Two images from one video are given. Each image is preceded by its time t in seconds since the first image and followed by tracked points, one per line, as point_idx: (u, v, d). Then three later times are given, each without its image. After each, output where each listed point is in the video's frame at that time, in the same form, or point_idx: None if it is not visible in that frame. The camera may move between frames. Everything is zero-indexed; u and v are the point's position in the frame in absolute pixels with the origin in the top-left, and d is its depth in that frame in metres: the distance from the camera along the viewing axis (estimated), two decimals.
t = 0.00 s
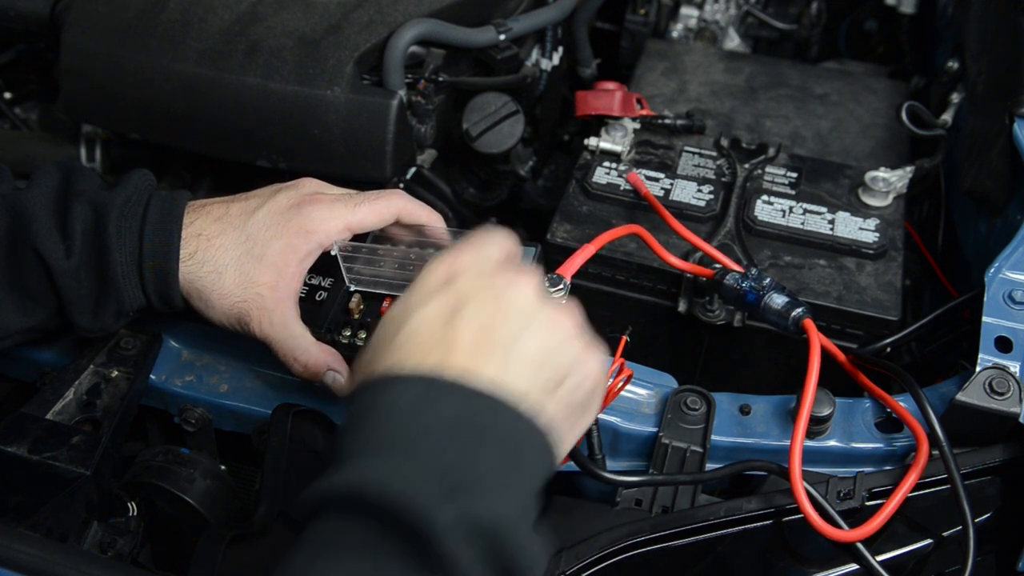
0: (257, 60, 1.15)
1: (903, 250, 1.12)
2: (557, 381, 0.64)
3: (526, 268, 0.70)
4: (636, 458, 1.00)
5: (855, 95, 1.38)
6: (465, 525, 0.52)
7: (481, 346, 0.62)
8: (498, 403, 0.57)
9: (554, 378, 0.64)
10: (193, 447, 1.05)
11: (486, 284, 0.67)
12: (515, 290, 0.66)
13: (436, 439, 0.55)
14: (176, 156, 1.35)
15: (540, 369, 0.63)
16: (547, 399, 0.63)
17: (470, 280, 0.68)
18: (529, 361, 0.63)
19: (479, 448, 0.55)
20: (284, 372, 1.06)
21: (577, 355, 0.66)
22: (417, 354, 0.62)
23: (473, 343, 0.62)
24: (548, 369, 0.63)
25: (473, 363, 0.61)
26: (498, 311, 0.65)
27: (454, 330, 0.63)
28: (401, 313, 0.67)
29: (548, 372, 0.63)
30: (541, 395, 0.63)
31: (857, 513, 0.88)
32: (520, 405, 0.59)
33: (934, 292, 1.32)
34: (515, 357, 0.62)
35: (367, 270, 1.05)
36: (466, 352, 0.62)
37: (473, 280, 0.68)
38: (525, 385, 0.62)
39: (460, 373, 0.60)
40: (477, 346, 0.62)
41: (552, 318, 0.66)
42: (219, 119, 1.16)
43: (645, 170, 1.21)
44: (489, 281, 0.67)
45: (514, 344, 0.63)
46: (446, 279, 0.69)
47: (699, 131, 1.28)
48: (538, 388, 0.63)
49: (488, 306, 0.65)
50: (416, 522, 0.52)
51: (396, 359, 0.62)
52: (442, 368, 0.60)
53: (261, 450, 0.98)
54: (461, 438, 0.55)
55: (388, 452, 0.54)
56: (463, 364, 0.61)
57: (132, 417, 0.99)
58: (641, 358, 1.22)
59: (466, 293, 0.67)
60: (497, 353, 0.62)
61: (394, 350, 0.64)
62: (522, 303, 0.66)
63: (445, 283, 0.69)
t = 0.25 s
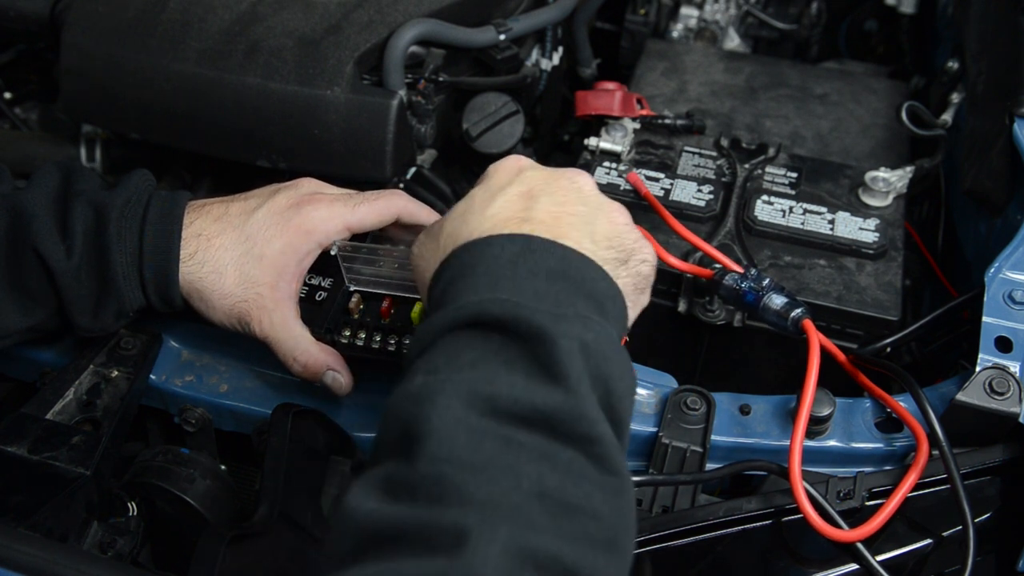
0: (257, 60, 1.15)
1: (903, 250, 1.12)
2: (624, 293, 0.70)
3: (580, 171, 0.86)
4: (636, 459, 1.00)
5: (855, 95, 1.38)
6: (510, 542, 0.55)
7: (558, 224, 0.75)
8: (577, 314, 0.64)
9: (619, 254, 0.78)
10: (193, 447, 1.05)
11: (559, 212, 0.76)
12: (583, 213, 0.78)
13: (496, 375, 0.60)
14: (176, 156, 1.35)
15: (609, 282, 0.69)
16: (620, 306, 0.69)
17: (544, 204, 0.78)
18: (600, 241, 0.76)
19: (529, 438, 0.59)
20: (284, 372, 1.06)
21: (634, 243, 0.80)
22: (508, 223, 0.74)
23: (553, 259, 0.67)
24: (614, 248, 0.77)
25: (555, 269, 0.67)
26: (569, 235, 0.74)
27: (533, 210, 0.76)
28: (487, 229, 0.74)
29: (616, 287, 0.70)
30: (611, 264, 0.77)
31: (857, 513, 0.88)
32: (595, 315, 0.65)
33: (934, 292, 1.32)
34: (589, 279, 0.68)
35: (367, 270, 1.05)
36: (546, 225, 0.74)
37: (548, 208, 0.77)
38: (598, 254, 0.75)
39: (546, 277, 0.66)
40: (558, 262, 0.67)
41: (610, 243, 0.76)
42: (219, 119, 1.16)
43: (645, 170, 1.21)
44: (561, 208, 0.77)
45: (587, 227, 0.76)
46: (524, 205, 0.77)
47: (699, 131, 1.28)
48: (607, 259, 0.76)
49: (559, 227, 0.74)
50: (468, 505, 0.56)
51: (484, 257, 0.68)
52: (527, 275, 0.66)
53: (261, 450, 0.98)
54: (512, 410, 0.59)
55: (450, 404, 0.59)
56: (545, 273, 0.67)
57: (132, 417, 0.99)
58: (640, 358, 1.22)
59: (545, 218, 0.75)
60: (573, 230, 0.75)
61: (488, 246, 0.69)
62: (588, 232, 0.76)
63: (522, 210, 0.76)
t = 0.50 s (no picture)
0: (257, 60, 1.15)
1: (903, 250, 1.12)
2: (558, 418, 0.68)
3: (523, 301, 0.72)
4: (637, 458, 1.00)
5: (855, 95, 1.38)
6: (483, 570, 0.53)
7: (488, 386, 0.64)
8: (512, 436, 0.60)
9: (555, 414, 0.68)
10: (193, 447, 1.04)
11: (492, 314, 0.70)
12: (518, 315, 0.70)
13: (455, 470, 0.57)
14: (175, 156, 1.35)
15: (542, 408, 0.66)
16: (551, 434, 0.67)
17: (471, 310, 0.71)
18: (533, 393, 0.66)
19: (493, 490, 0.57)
20: (284, 372, 1.06)
21: (574, 395, 0.70)
22: (428, 385, 0.64)
23: (478, 382, 0.64)
24: (550, 408, 0.67)
25: (481, 401, 0.63)
26: (502, 347, 0.68)
27: (462, 364, 0.66)
28: (407, 341, 0.69)
29: (549, 413, 0.67)
30: (544, 431, 0.66)
31: (857, 513, 0.88)
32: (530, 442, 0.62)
33: (934, 292, 1.32)
34: (521, 397, 0.65)
35: (368, 270, 1.04)
36: (472, 390, 0.64)
37: (476, 311, 0.71)
38: (529, 419, 0.65)
39: (471, 410, 0.62)
40: (483, 386, 0.64)
41: (553, 354, 0.70)
42: (219, 119, 1.16)
43: (645, 170, 1.21)
44: (490, 307, 0.71)
45: (517, 382, 0.66)
46: (449, 307, 0.72)
47: (699, 131, 1.28)
48: (542, 425, 0.66)
49: (492, 338, 0.68)
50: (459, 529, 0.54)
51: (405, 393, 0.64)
52: (447, 405, 0.62)
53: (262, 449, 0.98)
54: (477, 473, 0.57)
55: (407, 483, 0.56)
56: (472, 402, 0.63)
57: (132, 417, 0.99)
58: (640, 358, 1.22)
59: (472, 323, 0.70)
60: (503, 390, 0.64)
61: (407, 378, 0.65)
62: (524, 335, 0.69)
63: (447, 311, 0.71)
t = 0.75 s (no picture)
0: (257, 60, 1.15)
1: (903, 250, 1.12)
2: (526, 475, 0.73)
3: (494, 354, 0.81)
4: (636, 458, 1.00)
5: (855, 95, 1.38)
6: None
7: (454, 439, 0.71)
8: (473, 497, 0.68)
9: (522, 470, 0.73)
10: (192, 447, 1.04)
11: (463, 371, 0.78)
12: (489, 372, 0.78)
13: (417, 528, 0.64)
14: (176, 156, 1.35)
15: (509, 463, 0.73)
16: (519, 489, 0.73)
17: (443, 366, 0.78)
18: (500, 451, 0.73)
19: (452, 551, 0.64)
20: (284, 372, 1.06)
21: (544, 450, 0.76)
22: (399, 440, 0.71)
23: (446, 437, 0.71)
24: (516, 463, 0.73)
25: (450, 454, 0.70)
26: (471, 403, 0.75)
27: (432, 418, 0.73)
28: (381, 395, 0.76)
29: (518, 468, 0.73)
30: (512, 487, 0.72)
31: (857, 513, 0.88)
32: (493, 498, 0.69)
33: (935, 292, 1.32)
34: (488, 453, 0.72)
35: (367, 270, 1.03)
36: (441, 443, 0.71)
37: (449, 367, 0.78)
38: (495, 477, 0.71)
39: (437, 465, 0.69)
40: (450, 441, 0.71)
41: (522, 412, 0.77)
42: (219, 120, 1.16)
43: (645, 170, 1.21)
44: (463, 364, 0.78)
45: (485, 438, 0.73)
46: (422, 361, 0.79)
47: (699, 131, 1.28)
48: (509, 481, 0.72)
49: (463, 395, 0.75)
50: None
51: (378, 446, 0.71)
52: (414, 463, 0.68)
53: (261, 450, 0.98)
54: (436, 532, 0.64)
55: (370, 539, 0.63)
56: (439, 458, 0.69)
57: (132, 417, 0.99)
58: (640, 358, 1.22)
59: (443, 380, 0.77)
60: (469, 446, 0.71)
61: (380, 432, 0.72)
62: (493, 393, 0.77)
63: (420, 365, 0.79)
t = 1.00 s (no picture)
0: (257, 60, 1.15)
1: (903, 250, 1.12)
2: (501, 477, 0.74)
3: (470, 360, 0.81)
4: (637, 458, 1.00)
5: (855, 95, 1.38)
6: None
7: (430, 442, 0.72)
8: (450, 498, 0.67)
9: (498, 473, 0.74)
10: (192, 447, 1.04)
11: (439, 376, 0.78)
12: (464, 376, 0.79)
13: (393, 532, 0.64)
14: (175, 156, 1.35)
15: (485, 466, 0.73)
16: (495, 491, 0.73)
17: (420, 371, 0.78)
18: (475, 454, 0.73)
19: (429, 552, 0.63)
20: (284, 372, 1.06)
21: (519, 452, 0.77)
22: (375, 445, 0.71)
23: (422, 441, 0.72)
24: (492, 465, 0.74)
25: (426, 457, 0.70)
26: (446, 408, 0.76)
27: (408, 422, 0.73)
28: (357, 402, 0.77)
29: (493, 471, 0.73)
30: (487, 488, 0.72)
31: (857, 513, 0.88)
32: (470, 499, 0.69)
33: (935, 292, 1.32)
34: (463, 456, 0.72)
35: (368, 270, 1.03)
36: (418, 447, 0.71)
37: (425, 372, 0.78)
38: (470, 479, 0.71)
39: (413, 469, 0.69)
40: (426, 444, 0.71)
41: (496, 415, 0.78)
42: (219, 120, 1.16)
43: (645, 170, 1.21)
44: (439, 369, 0.79)
45: (461, 442, 0.73)
46: (398, 368, 0.79)
47: (699, 131, 1.28)
48: (485, 483, 0.72)
49: (438, 400, 0.76)
50: None
51: (355, 452, 0.71)
52: (390, 466, 0.68)
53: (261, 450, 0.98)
54: (412, 535, 0.64)
55: (346, 543, 0.62)
56: (415, 462, 0.69)
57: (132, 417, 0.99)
58: (640, 358, 1.22)
59: (419, 385, 0.77)
60: (446, 450, 0.72)
61: (356, 438, 0.72)
62: (468, 398, 0.78)
63: (397, 372, 0.79)
